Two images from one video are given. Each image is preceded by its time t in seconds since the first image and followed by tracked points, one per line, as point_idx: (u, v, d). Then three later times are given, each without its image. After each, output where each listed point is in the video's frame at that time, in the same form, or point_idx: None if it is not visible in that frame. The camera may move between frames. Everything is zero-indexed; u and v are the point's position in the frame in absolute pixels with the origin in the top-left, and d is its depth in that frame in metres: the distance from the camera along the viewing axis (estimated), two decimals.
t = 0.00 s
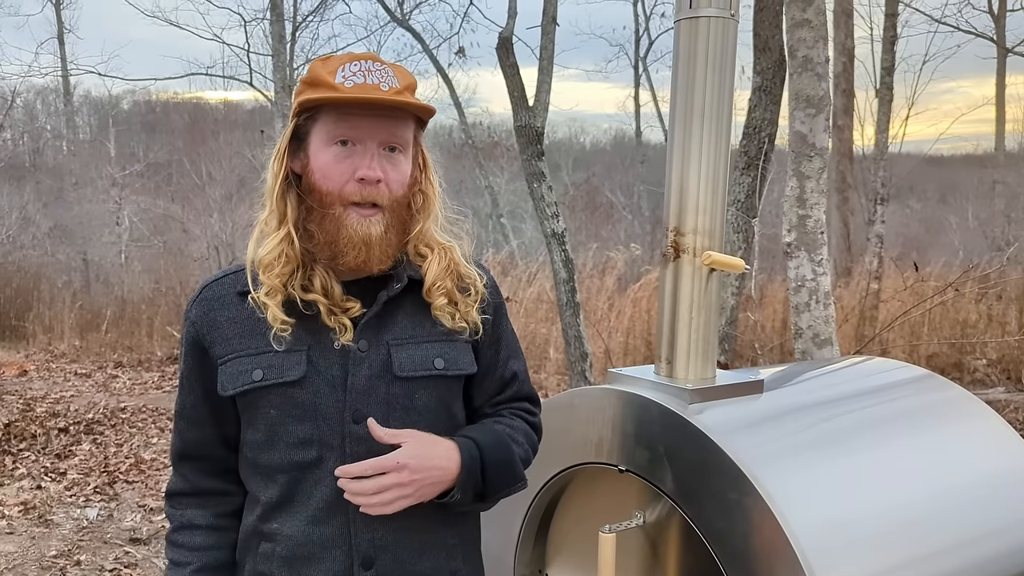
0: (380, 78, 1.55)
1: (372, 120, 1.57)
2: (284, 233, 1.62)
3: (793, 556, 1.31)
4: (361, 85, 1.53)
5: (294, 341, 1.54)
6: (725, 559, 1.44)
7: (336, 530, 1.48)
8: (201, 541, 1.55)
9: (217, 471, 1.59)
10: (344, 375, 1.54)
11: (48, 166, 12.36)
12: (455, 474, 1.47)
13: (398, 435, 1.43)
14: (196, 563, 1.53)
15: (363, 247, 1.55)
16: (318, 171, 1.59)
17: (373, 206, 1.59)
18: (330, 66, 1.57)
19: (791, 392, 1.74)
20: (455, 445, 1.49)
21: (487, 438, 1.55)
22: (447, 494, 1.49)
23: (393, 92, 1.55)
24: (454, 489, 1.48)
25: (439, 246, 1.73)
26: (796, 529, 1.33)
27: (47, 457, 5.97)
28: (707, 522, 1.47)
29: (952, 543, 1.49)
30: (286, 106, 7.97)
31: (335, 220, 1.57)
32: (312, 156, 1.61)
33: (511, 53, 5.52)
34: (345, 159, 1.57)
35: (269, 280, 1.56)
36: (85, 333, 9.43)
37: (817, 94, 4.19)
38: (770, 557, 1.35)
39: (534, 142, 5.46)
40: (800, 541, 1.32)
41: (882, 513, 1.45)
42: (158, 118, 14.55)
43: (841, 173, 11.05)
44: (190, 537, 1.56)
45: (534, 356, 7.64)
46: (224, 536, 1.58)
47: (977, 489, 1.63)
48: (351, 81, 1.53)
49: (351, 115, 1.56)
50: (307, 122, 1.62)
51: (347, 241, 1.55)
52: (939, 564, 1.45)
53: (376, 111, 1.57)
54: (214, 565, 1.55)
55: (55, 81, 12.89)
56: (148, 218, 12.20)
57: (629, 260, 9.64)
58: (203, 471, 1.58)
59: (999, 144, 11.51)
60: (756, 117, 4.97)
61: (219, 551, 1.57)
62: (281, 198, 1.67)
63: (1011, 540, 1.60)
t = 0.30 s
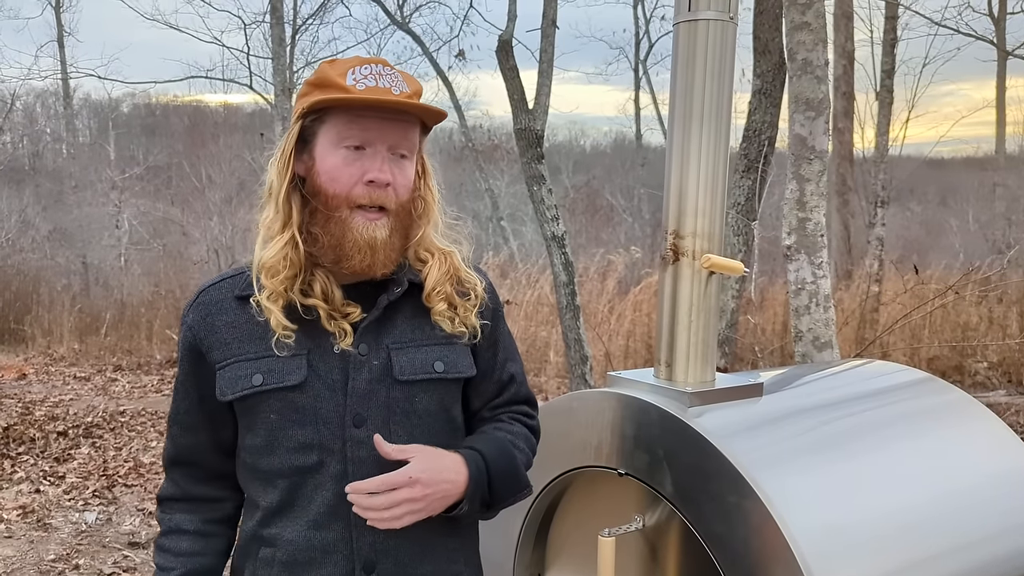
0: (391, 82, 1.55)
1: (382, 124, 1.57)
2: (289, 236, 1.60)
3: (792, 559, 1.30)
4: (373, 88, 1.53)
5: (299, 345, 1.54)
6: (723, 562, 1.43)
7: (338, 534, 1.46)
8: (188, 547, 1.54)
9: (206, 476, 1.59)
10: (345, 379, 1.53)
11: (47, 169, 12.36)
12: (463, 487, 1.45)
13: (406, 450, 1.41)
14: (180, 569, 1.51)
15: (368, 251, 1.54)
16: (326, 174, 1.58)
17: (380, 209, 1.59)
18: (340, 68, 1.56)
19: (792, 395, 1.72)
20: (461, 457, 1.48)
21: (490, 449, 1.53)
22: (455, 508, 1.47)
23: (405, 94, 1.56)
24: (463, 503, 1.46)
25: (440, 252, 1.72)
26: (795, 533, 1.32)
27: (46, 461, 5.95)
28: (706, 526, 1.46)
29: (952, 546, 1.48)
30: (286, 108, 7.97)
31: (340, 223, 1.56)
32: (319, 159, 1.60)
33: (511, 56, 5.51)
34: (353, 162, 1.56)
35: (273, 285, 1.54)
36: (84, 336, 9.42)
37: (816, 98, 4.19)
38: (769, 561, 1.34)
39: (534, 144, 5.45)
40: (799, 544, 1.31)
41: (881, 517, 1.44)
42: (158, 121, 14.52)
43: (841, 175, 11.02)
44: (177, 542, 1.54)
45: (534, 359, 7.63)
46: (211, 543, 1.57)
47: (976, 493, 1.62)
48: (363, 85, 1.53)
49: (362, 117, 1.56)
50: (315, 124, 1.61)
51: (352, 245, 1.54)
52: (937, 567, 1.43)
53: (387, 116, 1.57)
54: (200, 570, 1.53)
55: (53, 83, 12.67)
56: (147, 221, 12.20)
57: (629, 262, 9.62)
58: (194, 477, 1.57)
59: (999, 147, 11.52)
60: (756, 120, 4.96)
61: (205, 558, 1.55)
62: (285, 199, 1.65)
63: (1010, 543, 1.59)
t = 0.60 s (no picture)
0: (407, 79, 1.57)
1: (395, 118, 1.58)
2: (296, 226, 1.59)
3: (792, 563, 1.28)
4: (389, 79, 1.54)
5: (306, 338, 1.53)
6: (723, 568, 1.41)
7: (338, 536, 1.44)
8: (160, 518, 1.48)
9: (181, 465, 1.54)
10: (345, 380, 1.52)
11: (46, 171, 12.34)
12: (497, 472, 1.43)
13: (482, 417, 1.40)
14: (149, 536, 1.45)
15: (376, 240, 1.52)
16: (336, 165, 1.57)
17: (387, 202, 1.58)
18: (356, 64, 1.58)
19: (792, 398, 1.70)
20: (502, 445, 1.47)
21: (516, 441, 1.52)
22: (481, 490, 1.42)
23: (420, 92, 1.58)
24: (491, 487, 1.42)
25: (441, 257, 1.73)
26: (795, 535, 1.30)
27: (44, 464, 5.93)
28: (705, 529, 1.44)
29: (952, 550, 1.46)
30: (286, 110, 7.95)
31: (348, 212, 1.55)
32: (330, 150, 1.59)
33: (510, 59, 5.50)
34: (364, 152, 1.56)
35: (279, 278, 1.53)
36: (83, 339, 9.41)
37: (816, 100, 4.17)
38: (769, 565, 1.32)
39: (534, 147, 5.43)
40: (799, 548, 1.29)
41: (882, 520, 1.42)
42: (157, 123, 14.51)
43: (842, 177, 10.99)
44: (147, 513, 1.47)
45: (534, 362, 7.62)
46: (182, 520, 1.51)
47: (978, 496, 1.60)
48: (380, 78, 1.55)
49: (376, 110, 1.57)
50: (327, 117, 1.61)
51: (358, 234, 1.52)
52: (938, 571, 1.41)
53: (401, 111, 1.59)
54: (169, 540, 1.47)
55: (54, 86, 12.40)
56: (147, 223, 12.33)
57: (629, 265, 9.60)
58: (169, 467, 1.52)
59: (1000, 149, 11.51)
60: (756, 122, 4.95)
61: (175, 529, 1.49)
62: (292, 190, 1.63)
63: (1011, 547, 1.57)
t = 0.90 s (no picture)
0: (397, 79, 1.54)
1: (388, 122, 1.56)
2: (295, 230, 1.58)
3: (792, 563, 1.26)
4: (377, 86, 1.51)
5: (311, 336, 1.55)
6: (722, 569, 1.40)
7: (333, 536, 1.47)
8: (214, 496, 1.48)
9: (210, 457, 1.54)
10: (351, 379, 1.54)
11: (46, 171, 12.34)
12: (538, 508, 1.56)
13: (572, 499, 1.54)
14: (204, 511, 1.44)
15: (374, 252, 1.55)
16: (332, 172, 1.57)
17: (385, 209, 1.59)
18: (348, 68, 1.55)
19: (793, 398, 1.69)
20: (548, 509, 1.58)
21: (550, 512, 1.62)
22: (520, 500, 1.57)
23: (409, 93, 1.54)
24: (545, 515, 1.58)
25: (449, 260, 1.76)
26: (795, 535, 1.29)
27: (42, 465, 5.92)
28: (705, 529, 1.43)
29: (953, 550, 1.44)
30: (285, 111, 7.93)
31: (346, 221, 1.56)
32: (327, 157, 1.59)
33: (510, 58, 5.48)
34: (359, 159, 1.55)
35: (281, 278, 1.52)
36: (81, 340, 9.40)
37: (816, 100, 4.15)
38: (768, 566, 1.31)
39: (534, 147, 5.42)
40: (800, 548, 1.27)
41: (883, 521, 1.40)
42: (157, 123, 14.51)
43: (843, 178, 10.96)
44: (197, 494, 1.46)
45: (534, 363, 7.60)
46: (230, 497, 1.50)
47: (979, 498, 1.58)
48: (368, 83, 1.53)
49: (369, 115, 1.55)
50: (322, 123, 1.60)
51: (356, 246, 1.55)
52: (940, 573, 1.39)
53: (394, 115, 1.56)
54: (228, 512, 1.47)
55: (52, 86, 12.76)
56: (146, 223, 12.30)
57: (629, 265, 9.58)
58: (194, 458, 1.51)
59: (1001, 149, 11.48)
60: (756, 122, 4.94)
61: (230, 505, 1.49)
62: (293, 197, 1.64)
63: (1011, 549, 1.55)
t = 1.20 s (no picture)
0: (383, 76, 1.53)
1: (383, 120, 1.54)
2: (305, 242, 1.55)
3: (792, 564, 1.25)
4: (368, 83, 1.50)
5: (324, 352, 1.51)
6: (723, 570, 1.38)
7: (342, 536, 1.48)
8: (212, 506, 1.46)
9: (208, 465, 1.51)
10: (361, 380, 1.53)
11: (44, 170, 12.32)
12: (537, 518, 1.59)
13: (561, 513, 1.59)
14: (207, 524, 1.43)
15: (391, 246, 1.53)
16: (335, 177, 1.54)
17: (393, 204, 1.57)
18: (329, 72, 1.53)
19: (794, 398, 1.67)
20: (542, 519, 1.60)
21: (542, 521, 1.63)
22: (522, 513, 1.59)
23: (398, 88, 1.53)
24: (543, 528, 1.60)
25: (447, 248, 1.77)
26: (795, 536, 1.27)
27: (41, 465, 5.90)
28: (705, 529, 1.41)
29: (954, 551, 1.42)
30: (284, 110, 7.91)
31: (358, 224, 1.54)
32: (325, 163, 1.56)
33: (510, 57, 5.46)
34: (361, 160, 1.53)
35: (293, 289, 1.50)
36: (80, 339, 9.39)
37: (817, 99, 4.11)
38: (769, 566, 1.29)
39: (533, 146, 5.40)
40: (799, 549, 1.26)
41: (884, 521, 1.38)
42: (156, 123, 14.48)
43: (844, 177, 10.94)
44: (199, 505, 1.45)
45: (533, 363, 7.58)
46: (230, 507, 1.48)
47: (980, 499, 1.56)
48: (357, 82, 1.51)
49: (363, 116, 1.53)
50: (314, 129, 1.57)
51: (374, 244, 1.52)
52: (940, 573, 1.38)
53: (387, 112, 1.54)
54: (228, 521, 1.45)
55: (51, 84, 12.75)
56: (145, 223, 12.26)
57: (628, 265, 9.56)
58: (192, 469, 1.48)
59: (1002, 148, 11.46)
60: (757, 121, 4.91)
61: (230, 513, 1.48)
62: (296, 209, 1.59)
63: (1013, 550, 1.53)
